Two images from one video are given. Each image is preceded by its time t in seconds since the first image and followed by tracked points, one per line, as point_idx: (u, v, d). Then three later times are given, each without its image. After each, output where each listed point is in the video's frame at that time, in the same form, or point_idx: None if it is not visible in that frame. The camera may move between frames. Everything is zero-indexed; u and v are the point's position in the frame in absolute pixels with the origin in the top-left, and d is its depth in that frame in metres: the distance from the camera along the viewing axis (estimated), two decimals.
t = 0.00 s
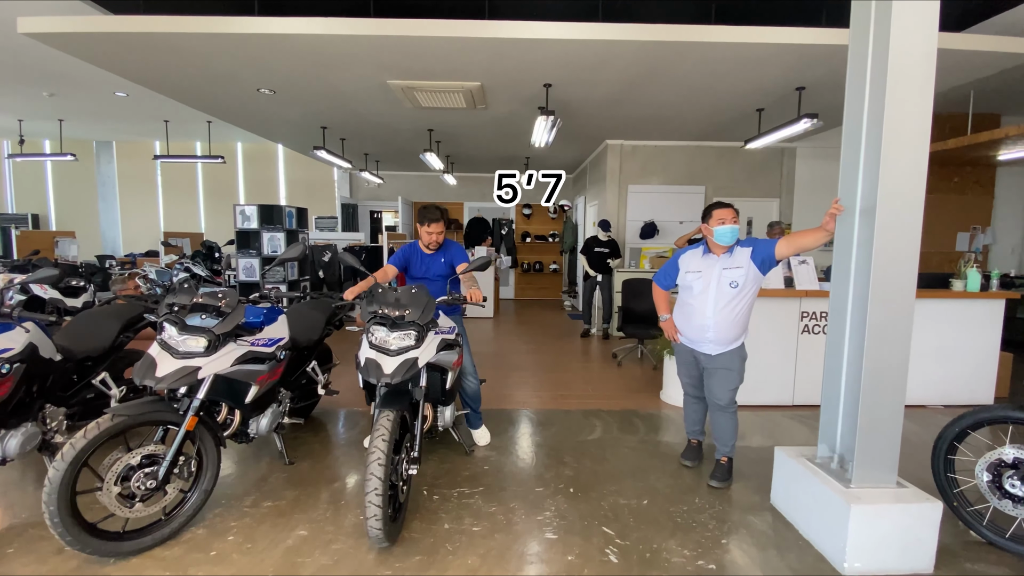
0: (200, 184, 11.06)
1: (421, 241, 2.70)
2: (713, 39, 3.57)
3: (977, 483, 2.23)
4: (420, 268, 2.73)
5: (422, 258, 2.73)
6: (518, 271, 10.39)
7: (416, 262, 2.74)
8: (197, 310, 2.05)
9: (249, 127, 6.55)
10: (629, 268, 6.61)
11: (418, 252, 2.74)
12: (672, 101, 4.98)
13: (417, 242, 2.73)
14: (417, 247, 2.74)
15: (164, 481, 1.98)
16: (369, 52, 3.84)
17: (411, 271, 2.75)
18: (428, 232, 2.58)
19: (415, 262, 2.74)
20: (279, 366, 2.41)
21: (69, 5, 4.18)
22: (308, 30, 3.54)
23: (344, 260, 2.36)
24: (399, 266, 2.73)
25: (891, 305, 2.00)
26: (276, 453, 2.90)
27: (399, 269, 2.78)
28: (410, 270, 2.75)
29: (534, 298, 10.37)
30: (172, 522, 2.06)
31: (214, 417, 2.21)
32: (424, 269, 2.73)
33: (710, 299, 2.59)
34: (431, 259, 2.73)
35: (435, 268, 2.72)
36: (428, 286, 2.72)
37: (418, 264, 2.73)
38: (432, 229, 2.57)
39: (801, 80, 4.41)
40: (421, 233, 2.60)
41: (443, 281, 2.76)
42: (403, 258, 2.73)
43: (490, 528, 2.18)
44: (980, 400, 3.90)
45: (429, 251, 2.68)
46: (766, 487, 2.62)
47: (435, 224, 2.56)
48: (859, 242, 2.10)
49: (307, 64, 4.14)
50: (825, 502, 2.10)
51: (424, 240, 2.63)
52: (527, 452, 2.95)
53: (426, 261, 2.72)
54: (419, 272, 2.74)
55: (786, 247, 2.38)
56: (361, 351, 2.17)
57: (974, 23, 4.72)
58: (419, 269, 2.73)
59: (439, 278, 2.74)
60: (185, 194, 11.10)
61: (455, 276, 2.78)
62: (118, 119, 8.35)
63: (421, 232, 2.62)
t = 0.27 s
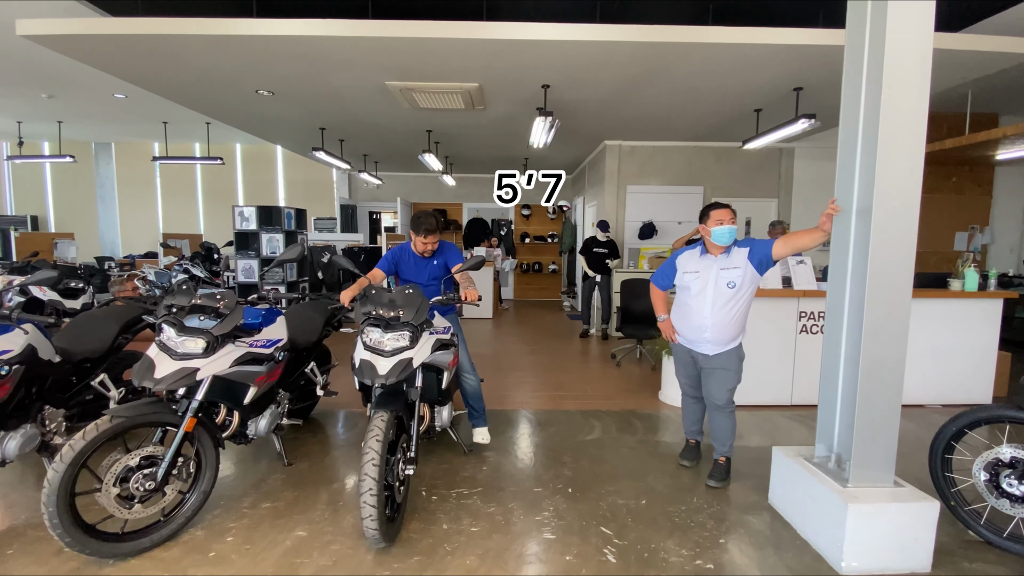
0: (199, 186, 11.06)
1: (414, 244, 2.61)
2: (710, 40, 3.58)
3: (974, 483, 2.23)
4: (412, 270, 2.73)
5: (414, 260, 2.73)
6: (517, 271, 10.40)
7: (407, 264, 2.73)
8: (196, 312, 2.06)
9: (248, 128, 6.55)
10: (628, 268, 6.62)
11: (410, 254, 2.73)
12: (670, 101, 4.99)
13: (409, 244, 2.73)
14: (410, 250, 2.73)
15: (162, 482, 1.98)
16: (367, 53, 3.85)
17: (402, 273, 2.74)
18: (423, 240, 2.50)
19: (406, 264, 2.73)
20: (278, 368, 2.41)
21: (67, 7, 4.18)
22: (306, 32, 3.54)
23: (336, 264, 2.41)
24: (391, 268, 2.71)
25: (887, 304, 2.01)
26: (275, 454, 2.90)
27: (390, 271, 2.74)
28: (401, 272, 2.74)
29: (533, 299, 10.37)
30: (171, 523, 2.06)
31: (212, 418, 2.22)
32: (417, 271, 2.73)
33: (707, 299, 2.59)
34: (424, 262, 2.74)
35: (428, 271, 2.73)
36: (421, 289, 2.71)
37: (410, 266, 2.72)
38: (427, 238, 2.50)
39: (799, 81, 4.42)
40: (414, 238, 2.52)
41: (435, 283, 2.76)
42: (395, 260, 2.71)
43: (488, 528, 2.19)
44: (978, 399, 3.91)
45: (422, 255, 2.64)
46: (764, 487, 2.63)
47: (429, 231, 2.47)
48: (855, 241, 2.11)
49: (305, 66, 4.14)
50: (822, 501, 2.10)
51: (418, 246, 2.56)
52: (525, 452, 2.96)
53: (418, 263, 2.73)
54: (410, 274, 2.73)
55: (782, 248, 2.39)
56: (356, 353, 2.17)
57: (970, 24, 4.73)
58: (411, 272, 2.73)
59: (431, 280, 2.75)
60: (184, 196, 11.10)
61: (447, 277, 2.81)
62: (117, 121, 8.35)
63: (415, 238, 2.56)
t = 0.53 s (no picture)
0: (201, 187, 11.08)
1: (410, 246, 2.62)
2: (710, 40, 3.58)
3: (976, 484, 2.23)
4: (408, 270, 2.74)
5: (410, 260, 2.74)
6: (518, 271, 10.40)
7: (403, 265, 2.74)
8: (196, 312, 2.07)
9: (250, 129, 6.57)
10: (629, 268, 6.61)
11: (406, 254, 2.74)
12: (670, 102, 4.99)
13: (405, 244, 2.73)
14: (406, 250, 2.74)
15: (163, 482, 1.99)
16: (367, 54, 3.86)
17: (399, 274, 2.75)
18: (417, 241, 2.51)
19: (403, 264, 2.74)
20: (278, 368, 2.42)
21: (69, 9, 4.20)
22: (307, 33, 3.55)
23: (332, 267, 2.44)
24: (387, 268, 2.72)
25: (887, 304, 2.01)
26: (275, 454, 2.91)
27: (386, 272, 2.75)
28: (397, 273, 2.75)
29: (534, 299, 10.37)
30: (173, 522, 2.07)
31: (213, 418, 2.23)
32: (413, 271, 2.74)
33: (707, 299, 2.59)
34: (421, 263, 2.74)
35: (424, 271, 2.74)
36: (416, 289, 2.72)
37: (406, 266, 2.74)
38: (423, 239, 2.50)
39: (799, 81, 4.41)
40: (409, 239, 2.52)
41: (431, 283, 2.76)
42: (391, 260, 2.72)
43: (488, 528, 2.19)
44: (980, 400, 3.90)
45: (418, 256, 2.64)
46: (764, 487, 2.63)
47: (424, 232, 2.48)
48: (855, 241, 2.11)
49: (306, 67, 4.15)
50: (822, 502, 2.10)
51: (414, 246, 2.56)
52: (525, 453, 2.96)
53: (415, 264, 2.73)
54: (406, 274, 2.74)
55: (782, 248, 2.39)
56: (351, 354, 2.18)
57: (971, 24, 4.73)
58: (407, 272, 2.74)
59: (427, 280, 2.75)
60: (186, 197, 11.13)
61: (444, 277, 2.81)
62: (119, 122, 8.38)
63: (410, 239, 2.56)
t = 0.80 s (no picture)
0: (213, 188, 11.21)
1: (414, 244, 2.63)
2: (720, 39, 3.56)
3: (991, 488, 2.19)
4: (414, 269, 2.75)
5: (416, 258, 2.75)
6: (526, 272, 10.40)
7: (409, 264, 2.76)
8: (208, 312, 2.09)
9: (261, 131, 6.63)
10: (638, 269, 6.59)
11: (411, 252, 2.76)
12: (679, 101, 4.97)
13: (410, 243, 2.75)
14: (411, 249, 2.76)
15: (176, 479, 2.02)
16: (376, 56, 3.88)
17: (405, 272, 2.77)
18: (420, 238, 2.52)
19: (408, 263, 2.76)
20: (288, 367, 2.44)
21: (85, 13, 4.27)
22: (318, 36, 3.58)
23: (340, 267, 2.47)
24: (393, 266, 2.75)
25: (900, 305, 1.98)
26: (285, 453, 2.94)
27: (392, 270, 2.78)
28: (403, 271, 2.77)
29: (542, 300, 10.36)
30: (185, 519, 2.10)
31: (224, 417, 2.26)
32: (418, 270, 2.75)
33: (717, 300, 2.58)
34: (426, 261, 2.75)
35: (429, 270, 2.74)
36: (422, 288, 2.73)
37: (411, 265, 2.75)
38: (426, 237, 2.51)
39: (810, 80, 4.37)
40: (413, 237, 2.54)
41: (436, 282, 2.77)
42: (397, 259, 2.75)
43: (496, 528, 2.19)
44: (994, 402, 3.84)
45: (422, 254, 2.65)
46: (774, 490, 2.60)
47: (426, 229, 2.48)
48: (867, 241, 2.08)
49: (316, 69, 4.19)
50: (833, 505, 2.08)
51: (417, 244, 2.57)
52: (533, 453, 2.96)
53: (420, 262, 2.75)
54: (412, 273, 2.76)
55: (792, 248, 2.37)
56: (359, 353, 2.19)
57: (985, 21, 4.66)
58: (413, 270, 2.75)
59: (432, 279, 2.76)
60: (198, 198, 11.26)
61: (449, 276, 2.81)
62: (133, 125, 8.50)
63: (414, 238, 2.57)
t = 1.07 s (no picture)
0: (231, 190, 11.38)
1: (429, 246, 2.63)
2: (738, 38, 3.52)
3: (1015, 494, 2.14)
4: (429, 271, 2.77)
5: (431, 261, 2.77)
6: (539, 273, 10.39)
7: (425, 266, 2.78)
8: (230, 312, 2.13)
9: (278, 133, 6.72)
10: (652, 270, 6.55)
11: (426, 255, 2.78)
12: (695, 101, 4.93)
13: (426, 245, 2.76)
14: (426, 251, 2.78)
15: (198, 476, 2.06)
16: (392, 58, 3.91)
17: (421, 275, 2.79)
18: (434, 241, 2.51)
19: (424, 265, 2.78)
20: (308, 366, 2.47)
21: (108, 18, 4.36)
22: (335, 38, 3.62)
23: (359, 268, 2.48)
24: (409, 268, 2.77)
25: (923, 308, 1.95)
26: (303, 451, 2.97)
27: (408, 272, 2.80)
28: (419, 273, 2.79)
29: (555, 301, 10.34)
30: (206, 515, 2.13)
31: (244, 415, 2.29)
32: (434, 271, 2.77)
33: (734, 302, 2.56)
34: (440, 263, 2.76)
35: (443, 271, 2.76)
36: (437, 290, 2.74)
37: (427, 267, 2.77)
38: (439, 239, 2.50)
39: (829, 78, 4.31)
40: (427, 240, 2.54)
41: (451, 283, 2.78)
42: (413, 261, 2.77)
43: (511, 529, 2.20)
44: (1020, 407, 3.75)
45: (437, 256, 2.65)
46: (793, 494, 2.57)
47: (441, 232, 2.48)
48: (890, 243, 2.05)
49: (332, 71, 4.23)
50: (854, 510, 2.05)
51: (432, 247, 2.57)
52: (547, 454, 2.96)
53: (435, 264, 2.76)
54: (428, 275, 2.78)
55: (812, 250, 2.35)
56: (378, 353, 2.21)
57: (1011, 17, 4.56)
58: (429, 272, 2.77)
59: (447, 280, 2.77)
60: (216, 199, 11.44)
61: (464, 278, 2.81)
62: (153, 128, 8.66)
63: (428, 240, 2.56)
